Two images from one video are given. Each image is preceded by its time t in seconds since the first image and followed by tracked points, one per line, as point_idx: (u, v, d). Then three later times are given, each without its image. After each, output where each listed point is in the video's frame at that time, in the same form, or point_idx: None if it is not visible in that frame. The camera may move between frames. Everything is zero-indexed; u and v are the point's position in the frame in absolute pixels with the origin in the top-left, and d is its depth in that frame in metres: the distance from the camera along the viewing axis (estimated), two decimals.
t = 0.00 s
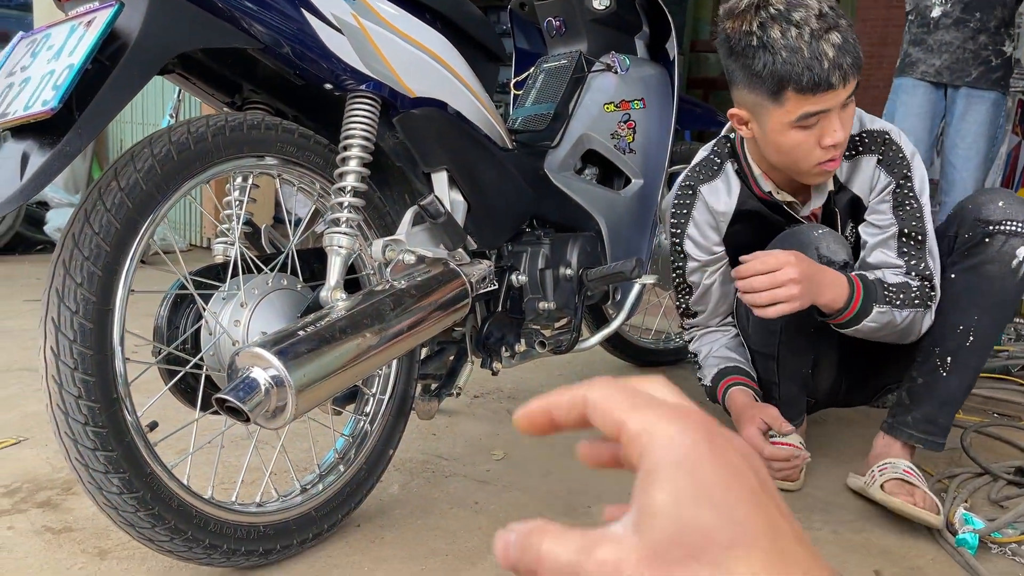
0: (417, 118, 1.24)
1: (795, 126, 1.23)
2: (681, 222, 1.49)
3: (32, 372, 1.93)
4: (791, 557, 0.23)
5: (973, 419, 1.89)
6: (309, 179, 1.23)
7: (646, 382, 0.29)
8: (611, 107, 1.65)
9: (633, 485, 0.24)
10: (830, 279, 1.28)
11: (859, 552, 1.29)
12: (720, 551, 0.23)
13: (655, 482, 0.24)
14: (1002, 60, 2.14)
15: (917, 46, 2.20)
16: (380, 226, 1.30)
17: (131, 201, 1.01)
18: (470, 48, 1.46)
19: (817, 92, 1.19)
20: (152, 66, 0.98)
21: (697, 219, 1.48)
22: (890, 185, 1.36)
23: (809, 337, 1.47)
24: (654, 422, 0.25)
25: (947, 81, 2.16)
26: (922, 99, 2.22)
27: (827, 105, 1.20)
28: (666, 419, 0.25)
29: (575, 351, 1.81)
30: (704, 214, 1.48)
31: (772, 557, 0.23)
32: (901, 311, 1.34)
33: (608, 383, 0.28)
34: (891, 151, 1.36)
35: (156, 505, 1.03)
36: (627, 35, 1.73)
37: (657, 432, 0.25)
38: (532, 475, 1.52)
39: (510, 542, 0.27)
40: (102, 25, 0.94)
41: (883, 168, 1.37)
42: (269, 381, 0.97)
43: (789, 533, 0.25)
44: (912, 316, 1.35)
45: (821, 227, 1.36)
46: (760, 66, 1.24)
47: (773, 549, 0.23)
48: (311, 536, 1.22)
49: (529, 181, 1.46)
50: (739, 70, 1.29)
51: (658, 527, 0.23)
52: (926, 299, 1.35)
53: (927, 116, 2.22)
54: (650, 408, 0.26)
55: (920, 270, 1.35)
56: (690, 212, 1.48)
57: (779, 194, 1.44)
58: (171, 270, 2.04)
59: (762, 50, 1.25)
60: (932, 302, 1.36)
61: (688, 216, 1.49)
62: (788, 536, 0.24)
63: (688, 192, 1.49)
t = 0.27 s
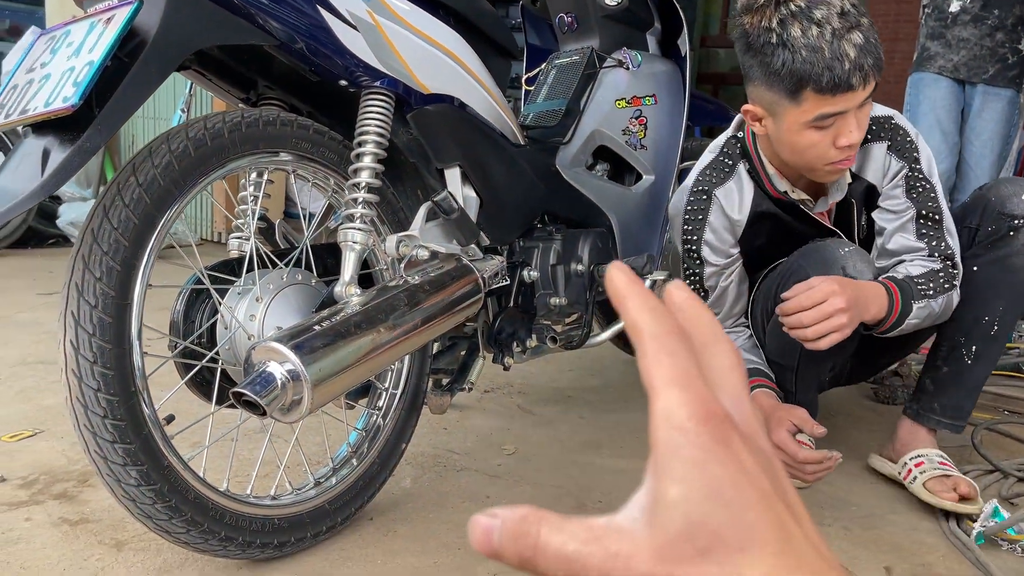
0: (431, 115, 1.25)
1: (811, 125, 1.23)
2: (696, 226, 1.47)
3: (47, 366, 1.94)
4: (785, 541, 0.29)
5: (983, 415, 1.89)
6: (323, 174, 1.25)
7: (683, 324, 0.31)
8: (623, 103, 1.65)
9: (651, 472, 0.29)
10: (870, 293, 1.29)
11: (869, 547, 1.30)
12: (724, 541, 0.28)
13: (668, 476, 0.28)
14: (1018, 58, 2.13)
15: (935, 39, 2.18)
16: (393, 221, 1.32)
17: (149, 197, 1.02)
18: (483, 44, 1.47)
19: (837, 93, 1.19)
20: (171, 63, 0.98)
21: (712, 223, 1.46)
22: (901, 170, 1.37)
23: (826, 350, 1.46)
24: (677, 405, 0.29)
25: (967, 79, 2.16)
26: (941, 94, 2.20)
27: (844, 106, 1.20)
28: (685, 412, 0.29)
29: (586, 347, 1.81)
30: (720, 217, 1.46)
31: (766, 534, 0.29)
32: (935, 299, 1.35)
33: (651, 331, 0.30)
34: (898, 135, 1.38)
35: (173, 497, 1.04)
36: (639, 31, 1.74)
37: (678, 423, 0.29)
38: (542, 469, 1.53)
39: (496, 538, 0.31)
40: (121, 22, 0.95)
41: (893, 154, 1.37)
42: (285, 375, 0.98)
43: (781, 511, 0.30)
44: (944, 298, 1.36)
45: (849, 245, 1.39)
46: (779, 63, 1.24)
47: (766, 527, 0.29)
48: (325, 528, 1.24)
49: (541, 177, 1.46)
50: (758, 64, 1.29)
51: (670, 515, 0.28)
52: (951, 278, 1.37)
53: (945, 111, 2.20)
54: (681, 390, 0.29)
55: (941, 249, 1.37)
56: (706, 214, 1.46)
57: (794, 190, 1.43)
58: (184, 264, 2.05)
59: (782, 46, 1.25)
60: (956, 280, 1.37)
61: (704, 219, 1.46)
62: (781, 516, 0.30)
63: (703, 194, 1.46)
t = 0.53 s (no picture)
0: (441, 113, 1.25)
1: (871, 95, 1.24)
2: (723, 202, 1.46)
3: (58, 361, 1.95)
4: (777, 497, 0.32)
5: (992, 414, 1.89)
6: (334, 172, 1.25)
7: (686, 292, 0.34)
8: (632, 100, 1.65)
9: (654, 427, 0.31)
10: (897, 269, 1.31)
11: (878, 545, 1.30)
12: (721, 496, 0.31)
13: (671, 433, 0.31)
14: None
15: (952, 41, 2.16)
16: (403, 219, 1.33)
17: (162, 194, 1.03)
18: (493, 42, 1.47)
19: (902, 60, 1.22)
20: (184, 61, 0.99)
21: (739, 200, 1.45)
22: (937, 148, 1.40)
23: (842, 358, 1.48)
24: (678, 366, 0.32)
25: (983, 79, 2.14)
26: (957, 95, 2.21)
27: (904, 75, 1.23)
28: (687, 372, 0.32)
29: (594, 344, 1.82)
30: (748, 194, 1.45)
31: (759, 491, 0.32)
32: (976, 275, 1.36)
33: (656, 297, 0.33)
34: (934, 116, 1.42)
35: (186, 492, 1.05)
36: (649, 28, 1.73)
37: (681, 383, 0.32)
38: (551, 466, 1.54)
39: (492, 487, 0.30)
40: (135, 21, 0.96)
41: (929, 134, 1.41)
42: (297, 372, 0.98)
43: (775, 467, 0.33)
44: (986, 276, 1.37)
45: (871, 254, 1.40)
46: (844, 30, 1.24)
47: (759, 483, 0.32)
48: (335, 525, 1.24)
49: (551, 174, 1.46)
50: (816, 34, 1.29)
51: (672, 471, 0.31)
52: (992, 255, 1.38)
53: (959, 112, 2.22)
54: (684, 356, 0.32)
55: (981, 225, 1.39)
56: (734, 191, 1.45)
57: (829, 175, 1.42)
58: (194, 261, 2.06)
59: (845, 13, 1.26)
60: (998, 257, 1.39)
61: (732, 196, 1.45)
62: (775, 471, 0.33)
63: (734, 171, 1.45)
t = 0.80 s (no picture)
0: (445, 108, 1.25)
1: (954, 86, 1.25)
2: (774, 185, 1.37)
3: (63, 358, 1.96)
4: (792, 441, 0.33)
5: (999, 412, 1.88)
6: (339, 168, 1.24)
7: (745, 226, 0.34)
8: (638, 97, 1.64)
9: (682, 347, 0.33)
10: (976, 253, 1.32)
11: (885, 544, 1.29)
12: (737, 424, 0.32)
13: (695, 355, 0.32)
14: None
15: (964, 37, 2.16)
16: (408, 216, 1.32)
17: (167, 189, 1.02)
18: (499, 38, 1.47)
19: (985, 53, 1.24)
20: (189, 55, 0.99)
21: (789, 187, 1.37)
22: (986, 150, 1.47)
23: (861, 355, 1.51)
24: (714, 297, 0.33)
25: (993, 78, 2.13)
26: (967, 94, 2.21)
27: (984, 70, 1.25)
28: (723, 302, 0.33)
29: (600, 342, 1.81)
30: (798, 184, 1.38)
31: (774, 429, 0.33)
32: None
33: (712, 227, 0.33)
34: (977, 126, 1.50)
35: (190, 488, 1.05)
36: (656, 25, 1.72)
37: (713, 309, 0.33)
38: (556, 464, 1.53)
39: (503, 371, 0.31)
40: (139, 15, 0.95)
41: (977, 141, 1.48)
42: (301, 369, 0.98)
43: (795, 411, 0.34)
44: None
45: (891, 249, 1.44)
46: (943, 15, 1.23)
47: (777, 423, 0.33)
48: (340, 521, 1.24)
49: (556, 171, 1.46)
50: (899, 21, 1.28)
51: (691, 391, 0.32)
52: None
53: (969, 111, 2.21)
54: (723, 286, 0.33)
55: None
56: (785, 176, 1.37)
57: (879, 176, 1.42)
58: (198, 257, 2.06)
59: None
60: None
61: (782, 181, 1.37)
62: (793, 414, 0.34)
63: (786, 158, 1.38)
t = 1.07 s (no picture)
0: (449, 105, 1.24)
1: (1006, 68, 1.23)
2: (814, 148, 1.41)
3: (68, 355, 1.96)
4: (803, 531, 0.30)
5: (1004, 412, 1.87)
6: (342, 165, 1.24)
7: (743, 346, 0.34)
8: (642, 95, 1.64)
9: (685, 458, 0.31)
10: None
11: (890, 542, 1.28)
12: (742, 520, 0.30)
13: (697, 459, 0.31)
14: None
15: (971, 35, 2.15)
16: (412, 214, 1.31)
17: (169, 186, 1.02)
18: (503, 36, 1.46)
19: None
20: (192, 51, 0.98)
21: (831, 151, 1.40)
22: None
23: (844, 342, 1.48)
24: (715, 409, 0.32)
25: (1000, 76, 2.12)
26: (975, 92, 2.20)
27: None
28: (722, 412, 0.32)
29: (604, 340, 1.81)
30: (841, 150, 1.41)
31: (786, 519, 0.30)
32: None
33: (708, 346, 0.33)
34: None
35: (192, 486, 1.05)
36: (660, 22, 1.72)
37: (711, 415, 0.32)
38: (560, 462, 1.53)
39: (549, 519, 0.32)
40: (142, 11, 0.95)
41: None
42: (304, 366, 0.98)
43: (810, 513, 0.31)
44: None
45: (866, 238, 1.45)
46: None
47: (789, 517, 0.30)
48: (343, 519, 1.24)
49: (560, 169, 1.45)
50: None
51: (695, 494, 0.30)
52: None
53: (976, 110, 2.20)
54: (721, 395, 0.32)
55: None
56: (828, 141, 1.41)
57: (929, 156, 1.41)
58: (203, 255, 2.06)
59: None
60: None
61: (825, 145, 1.41)
62: (809, 519, 0.31)
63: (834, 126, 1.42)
